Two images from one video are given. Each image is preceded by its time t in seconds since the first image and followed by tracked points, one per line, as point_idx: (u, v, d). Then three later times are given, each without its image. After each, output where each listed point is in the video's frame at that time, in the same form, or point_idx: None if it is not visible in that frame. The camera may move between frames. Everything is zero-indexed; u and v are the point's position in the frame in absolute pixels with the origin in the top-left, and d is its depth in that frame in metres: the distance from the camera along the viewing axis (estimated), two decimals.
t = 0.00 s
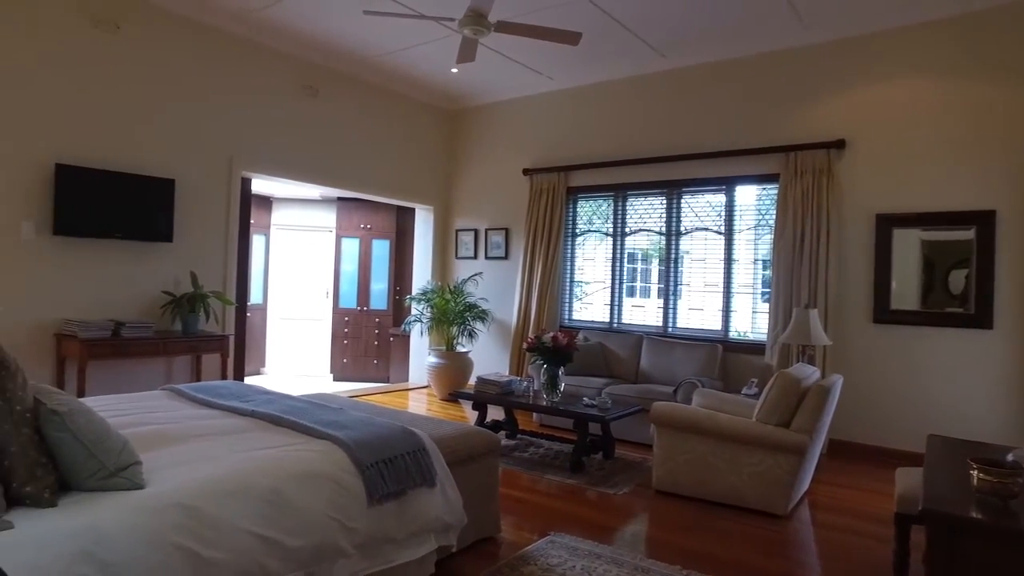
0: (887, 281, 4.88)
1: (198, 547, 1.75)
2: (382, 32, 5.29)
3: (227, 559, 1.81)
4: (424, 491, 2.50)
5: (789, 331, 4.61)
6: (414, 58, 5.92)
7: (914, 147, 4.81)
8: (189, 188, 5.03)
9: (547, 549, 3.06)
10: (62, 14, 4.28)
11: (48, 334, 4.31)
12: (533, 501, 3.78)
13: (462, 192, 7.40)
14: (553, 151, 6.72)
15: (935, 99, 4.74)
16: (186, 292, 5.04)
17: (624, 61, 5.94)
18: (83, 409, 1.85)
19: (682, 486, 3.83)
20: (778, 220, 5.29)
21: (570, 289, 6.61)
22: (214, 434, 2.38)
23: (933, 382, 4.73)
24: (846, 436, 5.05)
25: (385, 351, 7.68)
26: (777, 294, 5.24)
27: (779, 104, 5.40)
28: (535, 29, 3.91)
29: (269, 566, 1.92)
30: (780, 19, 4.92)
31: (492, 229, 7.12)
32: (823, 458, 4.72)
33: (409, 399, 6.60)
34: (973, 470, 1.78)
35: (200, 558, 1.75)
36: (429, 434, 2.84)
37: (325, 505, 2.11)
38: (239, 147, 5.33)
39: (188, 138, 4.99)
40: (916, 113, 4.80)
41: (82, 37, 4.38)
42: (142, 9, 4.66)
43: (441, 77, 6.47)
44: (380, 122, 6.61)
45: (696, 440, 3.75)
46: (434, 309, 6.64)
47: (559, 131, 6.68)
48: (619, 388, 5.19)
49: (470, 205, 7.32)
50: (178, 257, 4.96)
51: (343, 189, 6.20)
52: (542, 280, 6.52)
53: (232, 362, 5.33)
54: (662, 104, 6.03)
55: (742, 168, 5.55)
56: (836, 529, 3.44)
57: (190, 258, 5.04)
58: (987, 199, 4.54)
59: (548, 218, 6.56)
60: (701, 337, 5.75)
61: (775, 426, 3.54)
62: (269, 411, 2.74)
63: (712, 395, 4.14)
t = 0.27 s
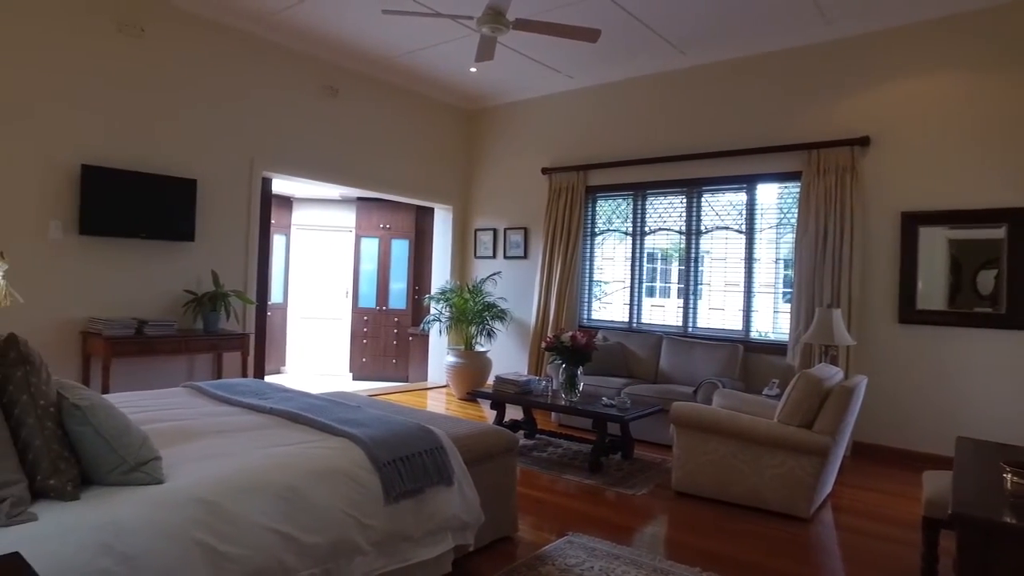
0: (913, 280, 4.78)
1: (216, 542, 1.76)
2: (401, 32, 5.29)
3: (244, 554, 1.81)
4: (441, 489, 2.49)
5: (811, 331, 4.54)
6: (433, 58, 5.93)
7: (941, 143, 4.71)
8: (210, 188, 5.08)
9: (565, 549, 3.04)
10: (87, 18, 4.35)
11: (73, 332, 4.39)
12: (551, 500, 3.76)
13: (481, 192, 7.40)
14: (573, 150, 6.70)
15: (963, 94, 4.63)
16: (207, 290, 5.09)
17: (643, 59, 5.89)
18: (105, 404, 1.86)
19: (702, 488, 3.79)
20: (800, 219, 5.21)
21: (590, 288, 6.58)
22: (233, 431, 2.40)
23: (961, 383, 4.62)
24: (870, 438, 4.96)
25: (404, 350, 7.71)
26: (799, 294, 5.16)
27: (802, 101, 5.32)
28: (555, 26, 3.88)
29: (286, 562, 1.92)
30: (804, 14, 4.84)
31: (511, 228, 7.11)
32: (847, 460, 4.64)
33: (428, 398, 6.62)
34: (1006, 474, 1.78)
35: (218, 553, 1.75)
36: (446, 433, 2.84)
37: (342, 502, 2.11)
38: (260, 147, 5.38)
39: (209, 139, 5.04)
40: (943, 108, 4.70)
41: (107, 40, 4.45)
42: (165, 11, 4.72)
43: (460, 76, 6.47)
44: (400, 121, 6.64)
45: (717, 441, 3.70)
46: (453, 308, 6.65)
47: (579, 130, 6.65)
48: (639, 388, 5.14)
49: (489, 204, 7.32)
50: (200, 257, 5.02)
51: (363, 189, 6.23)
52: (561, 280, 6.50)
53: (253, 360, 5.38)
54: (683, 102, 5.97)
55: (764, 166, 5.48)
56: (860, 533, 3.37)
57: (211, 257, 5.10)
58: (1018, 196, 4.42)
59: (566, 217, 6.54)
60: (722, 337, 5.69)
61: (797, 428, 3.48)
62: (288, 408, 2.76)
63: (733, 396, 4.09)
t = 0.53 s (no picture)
0: (936, 279, 4.69)
1: (231, 539, 1.76)
2: (416, 31, 5.29)
3: (258, 552, 1.81)
4: (456, 489, 2.48)
5: (831, 331, 4.46)
6: (449, 57, 5.92)
7: (966, 140, 4.61)
8: (228, 188, 5.12)
9: (581, 550, 3.01)
10: (107, 20, 4.40)
11: (93, 330, 4.44)
12: (567, 501, 3.74)
13: (497, 191, 7.39)
14: (589, 149, 6.66)
15: (988, 89, 4.53)
16: (225, 290, 5.13)
17: (661, 57, 5.84)
18: (122, 401, 1.87)
19: (719, 489, 3.74)
20: (820, 217, 5.14)
21: (606, 288, 6.54)
22: (249, 429, 2.41)
23: (986, 385, 4.52)
24: (892, 440, 4.87)
25: (420, 349, 7.73)
26: (819, 293, 5.08)
27: (822, 97, 5.24)
28: (571, 24, 3.86)
29: (300, 560, 1.92)
30: (824, 9, 4.77)
31: (527, 227, 7.09)
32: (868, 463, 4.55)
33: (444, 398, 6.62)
34: None
35: (233, 550, 1.76)
36: (461, 432, 2.83)
37: (357, 501, 2.11)
38: (277, 147, 5.41)
39: (227, 139, 5.08)
40: (967, 104, 4.61)
41: (127, 42, 4.50)
42: (183, 13, 4.77)
43: (476, 75, 6.46)
44: (416, 121, 6.64)
45: (735, 442, 3.65)
46: (469, 308, 6.64)
47: (595, 129, 6.62)
48: (655, 388, 5.10)
49: (506, 203, 7.30)
50: (218, 256, 5.06)
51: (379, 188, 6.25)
52: (578, 280, 6.46)
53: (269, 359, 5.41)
54: (700, 100, 5.91)
55: (783, 164, 5.41)
56: (882, 537, 3.30)
57: (229, 257, 5.14)
58: None
59: (583, 216, 6.50)
60: (740, 337, 5.62)
61: (816, 429, 3.42)
62: (304, 407, 2.76)
63: (751, 396, 4.04)
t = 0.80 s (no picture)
0: (958, 279, 4.60)
1: (243, 536, 1.76)
2: (430, 29, 5.29)
3: (270, 549, 1.81)
4: (470, 488, 2.47)
5: (850, 330, 4.40)
6: (463, 55, 5.92)
7: (989, 136, 4.52)
8: (244, 187, 5.15)
9: (595, 550, 2.99)
10: (125, 20, 4.44)
11: (111, 328, 4.48)
12: (582, 501, 3.71)
13: (512, 190, 7.37)
14: (604, 147, 6.62)
15: (1012, 84, 4.43)
16: (241, 288, 5.17)
17: (676, 54, 5.79)
18: (138, 397, 1.86)
19: (736, 490, 3.70)
20: (838, 216, 5.07)
21: (621, 287, 6.50)
22: (263, 426, 2.41)
23: (1009, 386, 4.43)
24: (912, 441, 4.79)
25: (435, 348, 7.74)
26: (837, 292, 5.01)
27: (841, 94, 5.17)
28: (586, 20, 3.83)
29: (313, 558, 1.91)
30: (843, 4, 4.70)
31: (542, 226, 7.07)
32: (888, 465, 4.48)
33: (459, 397, 6.62)
34: None
35: (245, 547, 1.76)
36: (475, 430, 2.82)
37: (369, 499, 2.10)
38: (292, 147, 5.43)
39: (243, 139, 5.11)
40: (990, 100, 4.52)
41: (144, 43, 4.54)
42: (200, 14, 4.80)
43: (490, 74, 6.45)
44: (430, 120, 6.65)
45: (751, 443, 3.61)
46: (483, 307, 6.63)
47: (610, 127, 6.58)
48: (671, 388, 5.06)
49: (520, 202, 7.28)
50: (234, 255, 5.09)
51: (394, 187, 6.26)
52: (592, 279, 6.43)
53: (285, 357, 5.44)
54: (716, 97, 5.86)
55: (801, 161, 5.34)
56: (903, 541, 3.24)
57: (245, 255, 5.17)
58: None
59: (598, 215, 6.47)
60: (757, 336, 5.56)
61: (835, 430, 3.37)
62: (319, 405, 2.76)
63: (768, 397, 3.99)
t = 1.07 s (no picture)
0: (977, 277, 4.53)
1: (253, 531, 1.77)
2: (443, 27, 5.29)
3: (280, 544, 1.82)
4: (481, 485, 2.46)
5: (866, 329, 4.34)
6: (475, 53, 5.91)
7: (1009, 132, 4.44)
8: (257, 185, 5.18)
9: (606, 549, 2.98)
10: (140, 20, 4.48)
11: (127, 325, 4.52)
12: (593, 500, 3.70)
13: (524, 188, 7.37)
14: (617, 145, 6.59)
15: None
16: (254, 286, 5.20)
17: (690, 51, 5.75)
18: (150, 393, 1.86)
19: (749, 490, 3.67)
20: (854, 213, 5.00)
21: (634, 285, 6.47)
22: (275, 423, 2.42)
23: None
24: (929, 441, 4.73)
25: (447, 346, 7.76)
26: (853, 291, 4.96)
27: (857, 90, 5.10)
28: (598, 17, 3.81)
29: (323, 554, 1.92)
30: None
31: (554, 224, 7.05)
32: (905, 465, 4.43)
33: (471, 394, 6.63)
34: None
35: (255, 542, 1.76)
36: (485, 428, 2.81)
37: (379, 496, 2.10)
38: (305, 145, 5.46)
39: (256, 137, 5.14)
40: (1010, 95, 4.44)
41: (159, 42, 4.57)
42: (213, 13, 4.83)
43: (502, 71, 6.44)
44: (443, 118, 6.65)
45: (765, 442, 3.57)
46: (495, 305, 6.63)
47: (623, 125, 6.55)
48: (684, 386, 5.02)
49: (533, 200, 7.27)
50: (248, 252, 5.12)
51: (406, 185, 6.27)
52: (605, 277, 6.40)
53: (298, 354, 5.48)
54: (730, 94, 5.81)
55: (816, 158, 5.28)
56: (920, 542, 3.20)
57: (258, 253, 5.21)
58: None
59: (611, 213, 6.44)
60: (771, 335, 5.52)
61: (850, 430, 3.33)
62: (330, 401, 2.77)
63: (782, 396, 3.95)
